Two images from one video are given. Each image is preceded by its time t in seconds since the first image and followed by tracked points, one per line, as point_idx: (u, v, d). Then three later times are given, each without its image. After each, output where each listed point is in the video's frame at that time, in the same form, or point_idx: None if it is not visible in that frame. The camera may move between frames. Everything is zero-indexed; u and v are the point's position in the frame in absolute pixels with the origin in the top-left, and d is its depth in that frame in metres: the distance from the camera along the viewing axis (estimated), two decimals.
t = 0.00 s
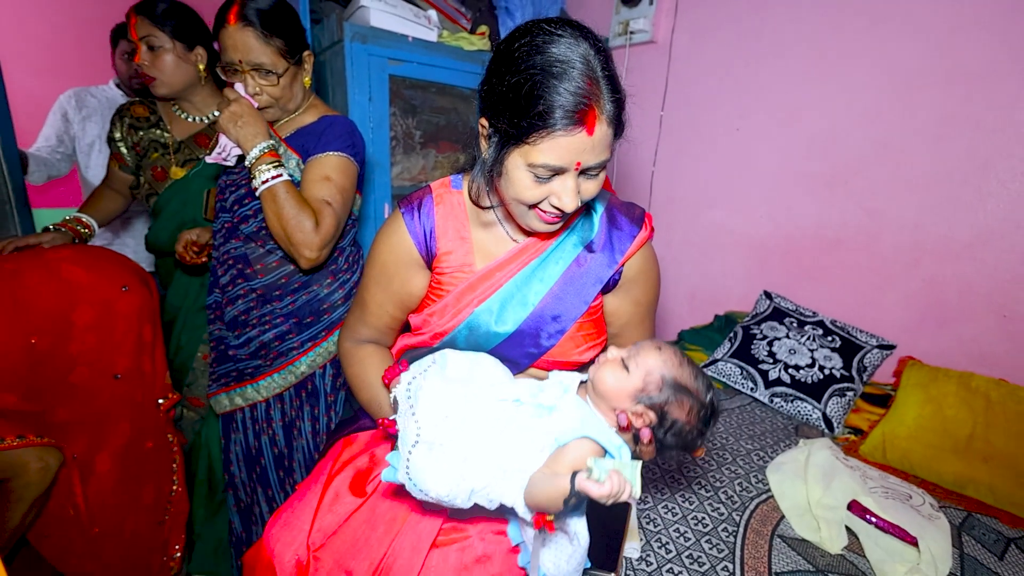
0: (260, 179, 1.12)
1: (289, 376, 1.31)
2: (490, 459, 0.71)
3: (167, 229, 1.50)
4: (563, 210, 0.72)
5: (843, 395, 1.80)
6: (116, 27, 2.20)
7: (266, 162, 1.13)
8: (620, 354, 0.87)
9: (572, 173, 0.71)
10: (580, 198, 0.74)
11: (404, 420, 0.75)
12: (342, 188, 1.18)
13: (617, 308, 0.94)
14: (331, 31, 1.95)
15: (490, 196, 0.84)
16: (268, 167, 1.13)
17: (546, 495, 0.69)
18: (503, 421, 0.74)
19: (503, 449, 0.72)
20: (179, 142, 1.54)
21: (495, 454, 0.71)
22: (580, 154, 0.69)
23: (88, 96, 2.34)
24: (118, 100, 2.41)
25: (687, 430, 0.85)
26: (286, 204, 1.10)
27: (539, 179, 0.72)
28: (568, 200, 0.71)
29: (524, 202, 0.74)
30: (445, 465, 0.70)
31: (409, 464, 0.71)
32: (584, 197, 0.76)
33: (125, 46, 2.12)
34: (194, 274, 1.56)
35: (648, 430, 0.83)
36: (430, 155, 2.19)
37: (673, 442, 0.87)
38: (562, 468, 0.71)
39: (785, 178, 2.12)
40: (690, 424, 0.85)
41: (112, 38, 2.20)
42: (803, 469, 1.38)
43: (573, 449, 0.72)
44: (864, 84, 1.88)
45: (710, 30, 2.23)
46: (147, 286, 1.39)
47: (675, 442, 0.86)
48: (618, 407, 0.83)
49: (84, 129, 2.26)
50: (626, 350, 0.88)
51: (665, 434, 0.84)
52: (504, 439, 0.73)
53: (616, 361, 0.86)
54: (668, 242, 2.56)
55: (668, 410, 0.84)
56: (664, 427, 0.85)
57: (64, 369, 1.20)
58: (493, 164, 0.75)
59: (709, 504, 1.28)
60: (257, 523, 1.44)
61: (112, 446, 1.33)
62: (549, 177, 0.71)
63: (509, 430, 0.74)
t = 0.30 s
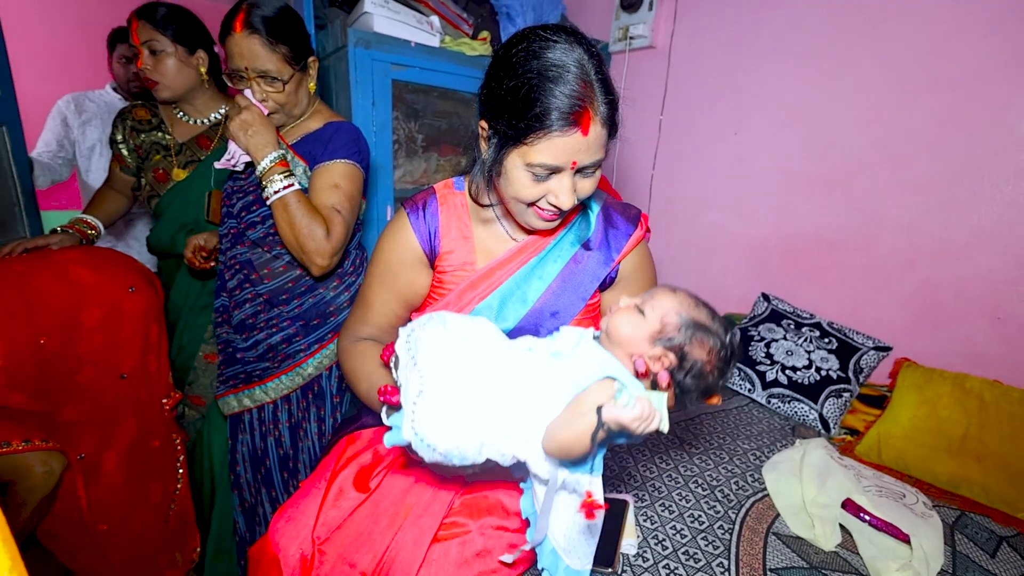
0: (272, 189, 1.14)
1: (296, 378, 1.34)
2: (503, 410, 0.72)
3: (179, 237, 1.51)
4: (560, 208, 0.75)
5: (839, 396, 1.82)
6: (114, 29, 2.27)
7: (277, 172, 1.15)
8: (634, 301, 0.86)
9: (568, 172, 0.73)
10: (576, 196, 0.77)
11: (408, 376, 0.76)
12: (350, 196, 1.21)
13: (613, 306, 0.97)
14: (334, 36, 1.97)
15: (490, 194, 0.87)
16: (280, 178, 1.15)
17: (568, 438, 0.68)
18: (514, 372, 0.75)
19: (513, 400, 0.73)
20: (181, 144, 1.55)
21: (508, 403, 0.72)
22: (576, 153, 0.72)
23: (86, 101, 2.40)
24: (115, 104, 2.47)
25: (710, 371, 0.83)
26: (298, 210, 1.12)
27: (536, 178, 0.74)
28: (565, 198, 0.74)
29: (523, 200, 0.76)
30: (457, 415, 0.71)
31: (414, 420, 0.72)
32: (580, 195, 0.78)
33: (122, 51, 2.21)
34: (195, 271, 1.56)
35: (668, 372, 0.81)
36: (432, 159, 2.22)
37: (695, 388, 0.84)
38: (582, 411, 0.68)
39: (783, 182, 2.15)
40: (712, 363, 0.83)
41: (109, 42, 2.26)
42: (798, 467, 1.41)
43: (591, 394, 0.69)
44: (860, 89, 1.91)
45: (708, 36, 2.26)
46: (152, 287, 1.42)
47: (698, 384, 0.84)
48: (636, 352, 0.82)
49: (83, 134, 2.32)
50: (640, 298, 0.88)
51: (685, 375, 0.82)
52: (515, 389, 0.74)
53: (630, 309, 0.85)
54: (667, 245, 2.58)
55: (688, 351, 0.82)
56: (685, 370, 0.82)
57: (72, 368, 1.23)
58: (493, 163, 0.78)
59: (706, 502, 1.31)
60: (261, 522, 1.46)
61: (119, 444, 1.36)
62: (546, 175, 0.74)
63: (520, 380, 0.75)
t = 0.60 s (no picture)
0: (280, 202, 1.16)
1: (301, 380, 1.36)
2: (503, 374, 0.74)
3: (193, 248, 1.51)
4: (557, 206, 0.78)
5: (833, 395, 1.84)
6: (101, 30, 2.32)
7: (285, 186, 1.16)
8: (636, 270, 0.89)
9: (565, 172, 0.76)
10: (573, 194, 0.79)
11: (411, 332, 0.78)
12: (356, 205, 1.24)
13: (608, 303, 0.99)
14: (334, 41, 2.00)
15: (487, 194, 0.90)
16: (288, 191, 1.16)
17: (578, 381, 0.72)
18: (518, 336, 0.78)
19: (514, 364, 0.75)
20: (179, 147, 1.55)
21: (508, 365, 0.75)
22: (572, 152, 0.74)
23: (76, 106, 2.51)
24: (104, 107, 2.57)
25: (708, 337, 0.86)
26: (303, 221, 1.15)
27: (534, 177, 0.77)
28: (563, 196, 0.77)
29: (522, 199, 0.79)
30: (458, 371, 0.73)
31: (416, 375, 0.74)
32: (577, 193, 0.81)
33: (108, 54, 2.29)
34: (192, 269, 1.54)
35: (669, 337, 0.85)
36: (431, 162, 2.25)
37: (693, 351, 0.88)
38: (598, 356, 0.73)
39: (778, 184, 2.18)
40: (710, 329, 0.86)
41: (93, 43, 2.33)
42: (791, 464, 1.43)
43: (606, 348, 0.74)
44: (852, 92, 1.94)
45: (704, 40, 2.30)
46: (155, 289, 1.46)
47: (696, 349, 0.87)
48: (639, 318, 0.85)
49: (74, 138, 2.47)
50: (642, 266, 0.90)
51: (685, 341, 0.85)
52: (517, 352, 0.76)
53: (633, 276, 0.88)
54: (664, 247, 2.61)
55: (689, 317, 0.84)
56: (685, 335, 0.85)
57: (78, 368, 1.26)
58: (492, 164, 0.81)
59: (701, 498, 1.33)
60: (266, 522, 1.49)
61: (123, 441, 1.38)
62: (544, 175, 0.77)
63: (521, 345, 0.77)
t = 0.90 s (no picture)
0: (297, 221, 1.18)
1: (309, 379, 1.38)
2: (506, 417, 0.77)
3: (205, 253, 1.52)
4: (552, 203, 0.80)
5: (831, 393, 1.85)
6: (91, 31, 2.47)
7: (300, 205, 1.18)
8: (614, 317, 0.90)
9: (559, 169, 0.78)
10: (568, 192, 0.81)
11: (407, 396, 0.79)
12: (369, 212, 1.27)
13: (608, 299, 1.01)
14: (337, 43, 2.03)
15: (486, 191, 0.92)
16: (302, 209, 1.18)
17: (560, 439, 0.74)
18: (512, 382, 0.81)
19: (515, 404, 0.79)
20: (182, 148, 1.56)
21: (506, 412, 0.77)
22: (565, 150, 0.77)
23: (69, 110, 2.61)
24: (98, 110, 2.71)
25: (681, 382, 0.88)
26: (321, 231, 1.19)
27: (529, 175, 0.79)
28: (557, 193, 0.79)
29: (518, 197, 0.81)
30: (455, 424, 0.74)
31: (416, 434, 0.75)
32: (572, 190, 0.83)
33: (101, 54, 2.45)
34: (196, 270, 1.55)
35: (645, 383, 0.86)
36: (433, 162, 2.27)
37: (670, 396, 0.89)
38: (575, 416, 0.74)
39: (777, 184, 2.19)
40: (683, 375, 0.88)
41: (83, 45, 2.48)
42: (788, 461, 1.45)
43: (584, 401, 0.76)
44: (850, 92, 1.96)
45: (704, 40, 2.32)
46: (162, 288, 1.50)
47: (671, 395, 0.89)
48: (618, 365, 0.86)
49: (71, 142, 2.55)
50: (619, 314, 0.92)
51: (661, 387, 0.87)
52: (514, 396, 0.79)
53: (611, 324, 0.89)
54: (664, 246, 2.63)
55: (663, 363, 0.86)
56: (660, 381, 0.86)
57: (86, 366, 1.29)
58: (488, 163, 0.83)
59: (699, 493, 1.35)
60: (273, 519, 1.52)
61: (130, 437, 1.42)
62: (538, 173, 0.79)
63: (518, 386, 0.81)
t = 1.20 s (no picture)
0: (317, 251, 1.27)
1: (320, 379, 1.40)
2: (493, 441, 0.79)
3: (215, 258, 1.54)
4: (552, 215, 0.83)
5: (833, 393, 1.86)
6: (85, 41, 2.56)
7: (311, 237, 1.27)
8: (601, 351, 0.97)
9: (558, 184, 0.81)
10: (567, 203, 0.84)
11: (412, 408, 0.83)
12: (386, 217, 1.32)
13: (610, 301, 1.03)
14: (343, 50, 2.06)
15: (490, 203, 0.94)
16: (314, 241, 1.27)
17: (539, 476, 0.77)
18: (503, 406, 0.84)
19: (502, 428, 0.81)
20: (189, 154, 1.59)
21: (496, 435, 0.80)
22: (562, 167, 0.79)
23: (70, 118, 2.63)
24: (97, 117, 2.71)
25: (657, 416, 0.97)
26: (338, 252, 1.29)
27: (528, 190, 0.82)
28: (557, 207, 0.82)
29: (519, 209, 0.84)
30: (455, 437, 0.79)
31: (423, 446, 0.79)
32: (571, 202, 0.86)
33: (98, 61, 2.52)
34: (203, 273, 1.56)
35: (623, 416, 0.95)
36: (437, 166, 2.30)
37: (645, 426, 0.98)
38: (552, 450, 0.78)
39: (778, 185, 2.21)
40: (659, 410, 0.97)
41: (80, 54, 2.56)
42: (788, 460, 1.46)
43: (555, 440, 0.79)
44: (849, 95, 1.98)
45: (704, 44, 2.34)
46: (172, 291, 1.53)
47: (646, 425, 0.98)
48: (600, 397, 0.94)
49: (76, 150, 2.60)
50: (606, 347, 0.98)
51: (638, 419, 0.96)
52: (502, 419, 0.82)
53: (597, 358, 0.96)
54: (666, 248, 2.65)
55: (640, 399, 0.95)
56: (637, 414, 0.96)
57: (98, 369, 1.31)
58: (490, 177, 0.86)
59: (700, 492, 1.37)
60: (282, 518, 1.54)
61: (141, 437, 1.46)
62: (537, 188, 0.81)
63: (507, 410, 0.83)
